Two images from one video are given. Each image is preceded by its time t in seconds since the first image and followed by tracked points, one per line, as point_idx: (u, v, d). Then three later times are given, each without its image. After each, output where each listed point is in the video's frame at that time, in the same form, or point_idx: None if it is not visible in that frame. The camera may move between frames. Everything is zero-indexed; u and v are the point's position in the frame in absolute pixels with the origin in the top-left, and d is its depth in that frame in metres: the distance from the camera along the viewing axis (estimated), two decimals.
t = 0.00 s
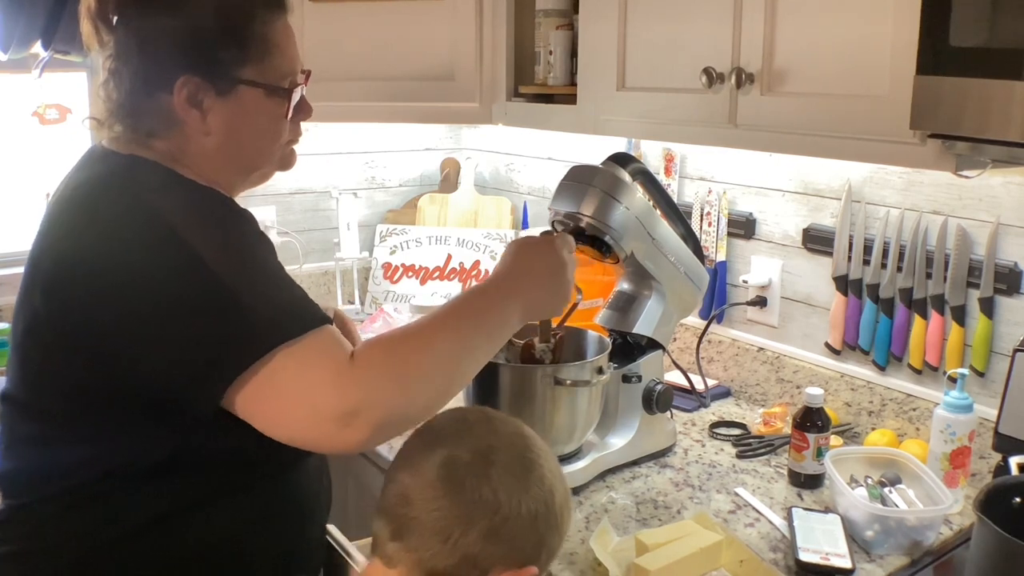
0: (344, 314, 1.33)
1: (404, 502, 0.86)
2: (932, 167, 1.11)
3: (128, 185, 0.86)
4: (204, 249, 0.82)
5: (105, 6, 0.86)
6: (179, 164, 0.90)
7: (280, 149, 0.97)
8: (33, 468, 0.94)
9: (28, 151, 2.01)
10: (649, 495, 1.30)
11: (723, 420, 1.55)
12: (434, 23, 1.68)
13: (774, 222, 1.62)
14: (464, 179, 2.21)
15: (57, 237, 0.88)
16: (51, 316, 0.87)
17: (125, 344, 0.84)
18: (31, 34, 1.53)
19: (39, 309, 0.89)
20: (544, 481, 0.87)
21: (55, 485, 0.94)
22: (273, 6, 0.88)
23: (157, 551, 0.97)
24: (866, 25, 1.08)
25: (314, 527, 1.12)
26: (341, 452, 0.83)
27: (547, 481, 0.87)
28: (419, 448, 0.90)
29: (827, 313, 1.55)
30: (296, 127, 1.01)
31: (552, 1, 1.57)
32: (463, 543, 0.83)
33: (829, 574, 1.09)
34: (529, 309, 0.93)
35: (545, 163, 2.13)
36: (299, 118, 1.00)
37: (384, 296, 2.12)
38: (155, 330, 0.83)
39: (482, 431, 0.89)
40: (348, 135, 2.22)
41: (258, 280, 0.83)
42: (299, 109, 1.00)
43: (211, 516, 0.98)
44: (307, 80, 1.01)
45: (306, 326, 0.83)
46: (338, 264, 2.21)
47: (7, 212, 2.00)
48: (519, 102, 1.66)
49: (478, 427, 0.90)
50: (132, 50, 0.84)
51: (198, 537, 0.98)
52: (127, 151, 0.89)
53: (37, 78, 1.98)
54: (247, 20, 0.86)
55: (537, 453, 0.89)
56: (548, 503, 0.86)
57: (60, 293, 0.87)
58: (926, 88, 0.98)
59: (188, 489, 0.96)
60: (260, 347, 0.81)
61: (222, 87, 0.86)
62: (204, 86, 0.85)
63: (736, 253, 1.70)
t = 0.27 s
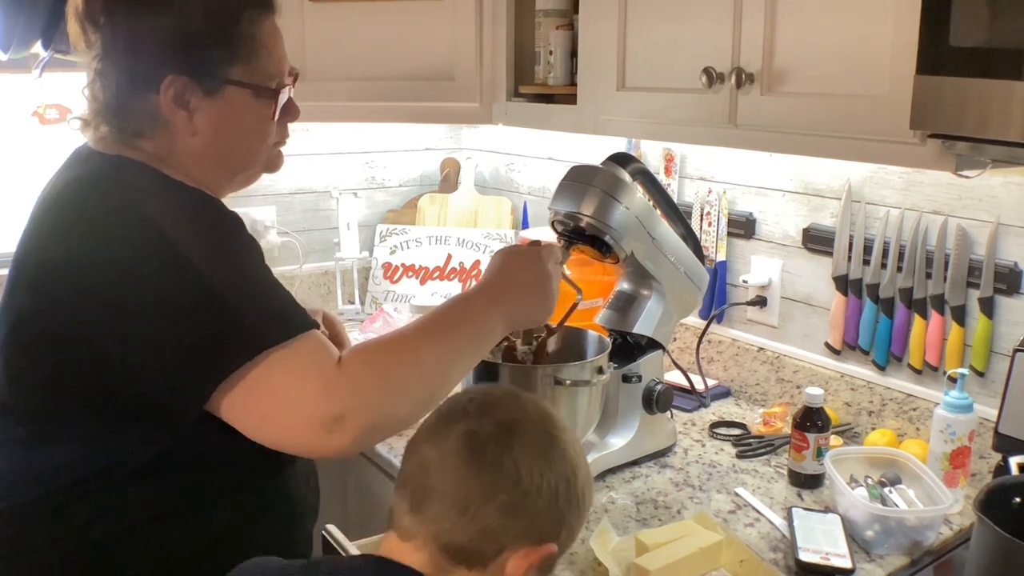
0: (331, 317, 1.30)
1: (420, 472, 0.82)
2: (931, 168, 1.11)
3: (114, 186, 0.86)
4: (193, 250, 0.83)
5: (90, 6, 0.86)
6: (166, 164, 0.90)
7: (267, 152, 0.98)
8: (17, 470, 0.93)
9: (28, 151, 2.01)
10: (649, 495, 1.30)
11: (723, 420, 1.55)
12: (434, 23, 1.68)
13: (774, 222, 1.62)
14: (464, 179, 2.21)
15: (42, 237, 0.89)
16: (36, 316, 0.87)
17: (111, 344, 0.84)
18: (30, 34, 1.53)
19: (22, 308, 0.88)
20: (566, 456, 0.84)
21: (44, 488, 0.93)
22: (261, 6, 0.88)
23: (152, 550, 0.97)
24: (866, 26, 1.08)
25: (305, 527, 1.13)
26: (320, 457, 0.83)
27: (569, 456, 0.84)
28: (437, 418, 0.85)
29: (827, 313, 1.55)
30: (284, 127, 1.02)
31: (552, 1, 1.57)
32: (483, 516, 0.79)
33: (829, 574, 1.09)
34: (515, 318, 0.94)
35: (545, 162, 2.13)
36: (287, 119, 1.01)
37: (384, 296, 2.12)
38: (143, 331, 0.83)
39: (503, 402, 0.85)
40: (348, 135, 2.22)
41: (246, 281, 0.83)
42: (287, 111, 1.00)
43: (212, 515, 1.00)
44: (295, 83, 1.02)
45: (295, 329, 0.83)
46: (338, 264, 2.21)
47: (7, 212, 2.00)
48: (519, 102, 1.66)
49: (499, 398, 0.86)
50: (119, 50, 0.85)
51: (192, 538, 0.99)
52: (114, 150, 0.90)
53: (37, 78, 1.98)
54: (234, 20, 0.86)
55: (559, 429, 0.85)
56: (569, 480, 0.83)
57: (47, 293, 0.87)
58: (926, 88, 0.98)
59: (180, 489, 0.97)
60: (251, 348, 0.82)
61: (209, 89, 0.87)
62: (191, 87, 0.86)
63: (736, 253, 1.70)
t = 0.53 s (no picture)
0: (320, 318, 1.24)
1: (375, 411, 0.75)
2: (931, 167, 1.11)
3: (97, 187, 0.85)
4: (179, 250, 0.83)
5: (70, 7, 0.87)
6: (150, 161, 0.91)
7: (251, 150, 1.00)
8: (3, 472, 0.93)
9: (28, 150, 2.01)
10: (649, 494, 1.30)
11: (723, 420, 1.55)
12: (434, 23, 1.68)
13: (774, 222, 1.62)
14: (464, 179, 2.21)
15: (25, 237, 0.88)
16: (18, 316, 0.87)
17: (98, 345, 0.84)
18: (31, 34, 1.53)
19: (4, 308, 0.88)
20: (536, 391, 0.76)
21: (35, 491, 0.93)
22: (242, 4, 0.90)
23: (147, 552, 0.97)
24: (866, 26, 1.08)
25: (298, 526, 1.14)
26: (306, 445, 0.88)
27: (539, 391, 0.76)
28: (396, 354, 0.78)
29: (827, 313, 1.55)
30: (266, 126, 1.04)
31: (552, 1, 1.57)
32: (442, 457, 0.71)
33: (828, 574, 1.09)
34: (506, 304, 1.00)
35: (545, 162, 2.13)
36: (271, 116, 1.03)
37: (384, 296, 2.12)
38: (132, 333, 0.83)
39: (465, 335, 0.78)
40: (348, 136, 2.22)
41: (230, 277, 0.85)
42: (271, 108, 1.02)
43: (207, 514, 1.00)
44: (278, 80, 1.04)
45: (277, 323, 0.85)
46: (338, 264, 2.21)
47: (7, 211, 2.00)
48: (519, 103, 1.66)
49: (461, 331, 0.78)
50: (101, 50, 0.86)
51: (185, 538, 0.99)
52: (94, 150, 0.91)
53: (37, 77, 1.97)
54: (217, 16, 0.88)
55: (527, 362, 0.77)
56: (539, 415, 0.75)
57: (31, 295, 0.86)
58: (926, 88, 0.98)
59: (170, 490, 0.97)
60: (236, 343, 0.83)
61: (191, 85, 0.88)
62: (173, 84, 0.88)
63: (736, 253, 1.70)
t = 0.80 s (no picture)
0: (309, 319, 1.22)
1: (314, 377, 0.75)
2: (931, 168, 1.11)
3: (81, 190, 0.86)
4: (163, 250, 0.84)
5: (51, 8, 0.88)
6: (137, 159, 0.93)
7: (238, 143, 1.01)
8: None
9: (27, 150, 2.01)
10: (649, 495, 1.30)
11: (724, 420, 1.55)
12: (434, 23, 1.68)
13: (774, 222, 1.61)
14: (464, 178, 2.21)
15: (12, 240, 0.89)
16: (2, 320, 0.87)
17: (84, 347, 0.85)
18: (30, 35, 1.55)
19: None
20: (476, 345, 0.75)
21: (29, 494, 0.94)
22: None
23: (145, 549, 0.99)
24: (866, 26, 1.08)
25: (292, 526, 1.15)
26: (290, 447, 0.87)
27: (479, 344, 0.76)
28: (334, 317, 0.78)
29: (827, 313, 1.55)
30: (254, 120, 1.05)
31: (552, 1, 1.57)
32: (381, 419, 0.72)
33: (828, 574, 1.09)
34: (503, 296, 1.02)
35: (545, 162, 2.13)
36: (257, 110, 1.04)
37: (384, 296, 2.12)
38: (117, 336, 0.83)
39: (403, 291, 0.77)
40: (348, 136, 2.22)
41: (212, 272, 0.84)
42: (256, 102, 1.04)
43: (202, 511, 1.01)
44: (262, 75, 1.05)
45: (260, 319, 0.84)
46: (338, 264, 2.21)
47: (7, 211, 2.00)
48: (519, 102, 1.66)
49: (397, 288, 0.78)
50: (83, 49, 0.88)
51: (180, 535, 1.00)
52: (77, 151, 0.92)
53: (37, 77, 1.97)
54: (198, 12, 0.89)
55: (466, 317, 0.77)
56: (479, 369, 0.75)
57: (18, 300, 0.86)
58: (926, 88, 0.98)
59: (164, 491, 0.98)
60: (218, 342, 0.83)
61: (174, 81, 0.90)
62: (155, 80, 0.89)
63: (736, 253, 1.70)
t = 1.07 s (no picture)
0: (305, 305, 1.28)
1: (269, 370, 0.72)
2: (931, 168, 1.11)
3: (71, 190, 0.87)
4: (156, 249, 0.85)
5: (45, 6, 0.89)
6: (132, 157, 0.94)
7: (233, 141, 1.03)
8: None
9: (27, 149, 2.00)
10: (649, 495, 1.30)
11: (723, 420, 1.55)
12: (434, 23, 1.68)
13: (774, 222, 1.62)
14: (464, 179, 2.21)
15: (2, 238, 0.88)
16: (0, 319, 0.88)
17: (80, 347, 0.85)
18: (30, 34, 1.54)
19: None
20: (431, 323, 0.72)
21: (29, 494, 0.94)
22: None
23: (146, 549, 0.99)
24: (866, 26, 1.08)
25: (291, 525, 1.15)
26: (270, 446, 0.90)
27: (435, 320, 0.72)
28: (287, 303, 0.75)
29: (827, 313, 1.55)
30: (249, 118, 1.06)
31: (552, 1, 1.57)
32: (338, 410, 0.69)
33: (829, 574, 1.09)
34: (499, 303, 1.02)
35: (545, 163, 2.13)
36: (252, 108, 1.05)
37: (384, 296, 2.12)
38: (111, 335, 0.84)
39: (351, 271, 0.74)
40: (348, 136, 2.22)
41: (204, 273, 0.87)
42: (250, 100, 1.04)
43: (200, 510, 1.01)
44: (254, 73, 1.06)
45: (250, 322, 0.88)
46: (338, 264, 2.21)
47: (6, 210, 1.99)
48: (519, 102, 1.66)
49: (346, 269, 0.74)
50: (76, 50, 0.89)
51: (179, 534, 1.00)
52: (70, 151, 0.93)
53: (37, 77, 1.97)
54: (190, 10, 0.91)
55: (419, 293, 0.73)
56: (437, 349, 0.71)
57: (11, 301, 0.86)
58: (926, 88, 0.98)
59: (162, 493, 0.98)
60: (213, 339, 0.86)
61: (167, 78, 0.91)
62: (150, 77, 0.91)
63: (736, 254, 1.70)
